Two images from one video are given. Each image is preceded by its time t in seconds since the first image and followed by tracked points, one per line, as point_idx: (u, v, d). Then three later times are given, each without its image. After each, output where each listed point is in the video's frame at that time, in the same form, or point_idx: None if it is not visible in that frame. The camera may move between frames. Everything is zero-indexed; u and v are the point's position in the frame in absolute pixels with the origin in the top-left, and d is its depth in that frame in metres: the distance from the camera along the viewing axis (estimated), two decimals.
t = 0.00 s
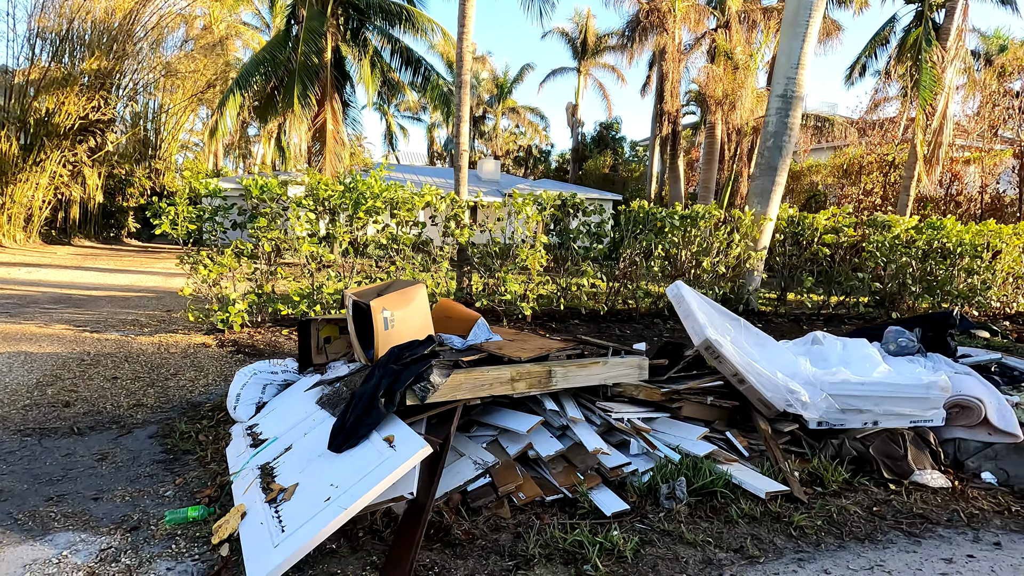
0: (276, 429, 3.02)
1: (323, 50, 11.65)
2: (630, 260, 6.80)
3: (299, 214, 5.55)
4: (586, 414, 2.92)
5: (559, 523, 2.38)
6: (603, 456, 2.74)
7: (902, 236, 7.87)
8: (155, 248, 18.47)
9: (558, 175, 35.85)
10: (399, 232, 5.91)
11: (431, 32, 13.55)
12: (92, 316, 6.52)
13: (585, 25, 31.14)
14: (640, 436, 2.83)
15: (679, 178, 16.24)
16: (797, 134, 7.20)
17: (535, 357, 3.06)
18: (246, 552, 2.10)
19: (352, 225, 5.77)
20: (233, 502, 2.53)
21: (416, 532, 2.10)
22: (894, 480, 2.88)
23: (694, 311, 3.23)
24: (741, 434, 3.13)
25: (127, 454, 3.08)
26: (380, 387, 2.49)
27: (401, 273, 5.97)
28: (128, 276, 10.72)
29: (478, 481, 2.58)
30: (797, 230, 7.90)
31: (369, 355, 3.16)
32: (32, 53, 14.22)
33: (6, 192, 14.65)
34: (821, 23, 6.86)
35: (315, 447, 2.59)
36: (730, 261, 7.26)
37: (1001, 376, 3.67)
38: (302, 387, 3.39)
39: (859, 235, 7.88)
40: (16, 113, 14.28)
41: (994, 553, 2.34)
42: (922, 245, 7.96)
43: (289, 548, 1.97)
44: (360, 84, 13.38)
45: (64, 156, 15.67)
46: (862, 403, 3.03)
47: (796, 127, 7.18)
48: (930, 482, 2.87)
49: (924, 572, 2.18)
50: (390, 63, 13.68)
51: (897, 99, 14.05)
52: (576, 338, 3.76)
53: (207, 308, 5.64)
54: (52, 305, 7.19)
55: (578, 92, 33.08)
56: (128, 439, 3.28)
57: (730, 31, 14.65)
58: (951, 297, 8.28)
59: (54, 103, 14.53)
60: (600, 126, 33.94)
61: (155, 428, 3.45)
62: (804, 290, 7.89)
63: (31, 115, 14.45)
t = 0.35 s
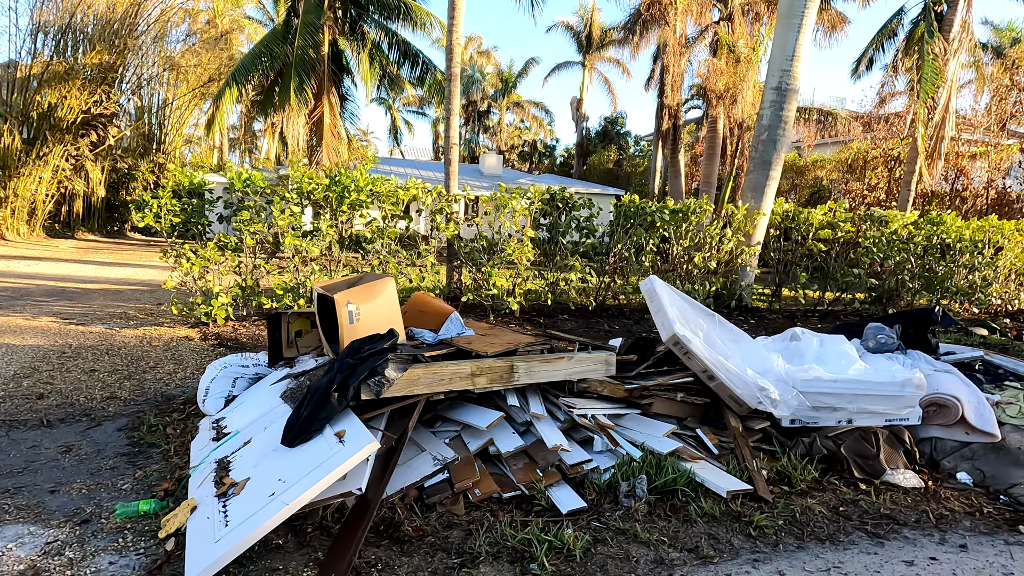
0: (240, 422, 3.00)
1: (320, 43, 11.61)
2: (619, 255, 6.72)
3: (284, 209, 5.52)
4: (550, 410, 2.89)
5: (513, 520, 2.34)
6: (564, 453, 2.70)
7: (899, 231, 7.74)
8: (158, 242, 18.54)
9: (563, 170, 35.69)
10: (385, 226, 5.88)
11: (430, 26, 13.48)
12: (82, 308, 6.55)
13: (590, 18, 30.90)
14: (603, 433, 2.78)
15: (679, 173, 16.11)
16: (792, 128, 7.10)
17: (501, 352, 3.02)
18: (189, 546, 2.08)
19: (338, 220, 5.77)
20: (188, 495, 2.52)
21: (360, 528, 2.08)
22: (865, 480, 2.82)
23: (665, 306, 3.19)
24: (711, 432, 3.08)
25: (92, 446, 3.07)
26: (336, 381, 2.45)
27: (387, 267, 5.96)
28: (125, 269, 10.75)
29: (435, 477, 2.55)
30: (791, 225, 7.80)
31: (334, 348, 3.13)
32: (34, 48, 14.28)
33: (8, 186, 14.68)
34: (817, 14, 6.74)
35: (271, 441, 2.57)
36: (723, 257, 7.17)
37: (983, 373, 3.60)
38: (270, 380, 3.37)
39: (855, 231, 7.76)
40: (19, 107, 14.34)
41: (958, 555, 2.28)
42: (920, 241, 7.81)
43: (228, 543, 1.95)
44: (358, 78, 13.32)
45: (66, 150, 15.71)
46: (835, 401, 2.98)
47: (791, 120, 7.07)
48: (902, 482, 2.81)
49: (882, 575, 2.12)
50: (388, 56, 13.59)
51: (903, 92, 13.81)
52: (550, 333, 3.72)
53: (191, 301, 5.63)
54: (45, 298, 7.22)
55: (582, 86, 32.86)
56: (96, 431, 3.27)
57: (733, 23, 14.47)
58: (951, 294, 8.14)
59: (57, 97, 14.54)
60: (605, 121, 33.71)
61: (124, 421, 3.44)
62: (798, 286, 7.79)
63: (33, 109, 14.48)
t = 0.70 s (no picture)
0: (204, 417, 3.00)
1: (317, 38, 11.59)
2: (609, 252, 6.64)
3: (268, 203, 5.49)
4: (514, 408, 2.86)
5: (465, 518, 2.32)
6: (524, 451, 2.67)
7: (896, 228, 7.63)
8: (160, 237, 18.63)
9: (567, 166, 35.53)
10: (369, 222, 5.85)
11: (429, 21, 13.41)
12: (73, 302, 6.59)
13: (594, 13, 30.68)
14: (566, 432, 2.75)
15: (680, 169, 15.98)
16: (785, 124, 7.01)
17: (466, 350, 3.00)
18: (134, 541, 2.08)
19: (323, 215, 5.75)
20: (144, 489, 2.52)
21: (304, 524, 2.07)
22: (831, 481, 2.77)
23: (633, 302, 3.15)
24: (679, 431, 3.04)
25: (59, 440, 3.08)
26: (291, 376, 2.43)
27: (372, 263, 5.93)
28: (123, 264, 10.81)
29: (391, 474, 2.54)
30: (785, 222, 7.72)
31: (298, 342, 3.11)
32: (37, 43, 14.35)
33: (12, 181, 14.71)
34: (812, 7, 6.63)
35: (227, 437, 2.56)
36: (714, 254, 7.08)
37: (962, 374, 3.51)
38: (239, 375, 3.36)
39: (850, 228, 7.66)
40: (22, 102, 14.42)
41: (917, 560, 2.24)
42: (916, 238, 7.70)
43: (168, 540, 1.95)
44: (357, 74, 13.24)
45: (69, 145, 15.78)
46: (804, 401, 2.93)
47: (785, 116, 6.98)
48: (869, 484, 2.76)
49: None
50: (388, 51, 13.53)
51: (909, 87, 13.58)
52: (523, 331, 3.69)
53: (175, 296, 5.64)
54: (39, 292, 7.27)
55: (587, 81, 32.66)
56: (65, 425, 3.28)
57: (736, 17, 14.29)
58: (948, 293, 8.02)
59: (59, 93, 14.53)
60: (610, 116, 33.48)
61: (95, 415, 3.45)
62: (792, 284, 7.72)
63: (37, 104, 14.54)
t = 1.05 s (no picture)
0: (172, 405, 3.03)
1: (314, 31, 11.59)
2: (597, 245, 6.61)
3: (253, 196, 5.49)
4: (477, 397, 2.86)
5: (418, 506, 2.34)
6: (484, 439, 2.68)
7: (891, 222, 7.54)
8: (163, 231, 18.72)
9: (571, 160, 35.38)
10: (355, 214, 5.86)
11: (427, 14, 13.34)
12: (65, 294, 6.64)
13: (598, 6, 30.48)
14: (526, 421, 2.76)
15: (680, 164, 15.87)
16: (777, 117, 6.95)
17: (432, 340, 3.02)
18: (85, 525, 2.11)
19: (309, 207, 5.76)
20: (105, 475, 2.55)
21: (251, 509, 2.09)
22: (794, 473, 2.77)
23: (599, 291, 3.16)
24: (644, 422, 3.04)
25: (32, 427, 3.12)
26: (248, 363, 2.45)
27: (357, 255, 5.94)
28: (121, 257, 10.88)
29: (350, 462, 2.55)
30: (778, 215, 7.66)
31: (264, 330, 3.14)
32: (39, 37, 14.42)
33: (15, 174, 14.75)
34: None
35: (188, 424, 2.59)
36: (704, 247, 7.04)
37: (937, 367, 3.51)
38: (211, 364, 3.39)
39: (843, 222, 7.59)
40: (25, 96, 14.48)
41: (869, 550, 2.23)
42: (911, 232, 7.60)
43: (114, 523, 1.97)
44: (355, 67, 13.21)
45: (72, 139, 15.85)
46: (770, 393, 2.92)
47: (776, 108, 6.92)
48: (832, 475, 2.75)
49: (781, 568, 2.08)
50: (386, 44, 13.48)
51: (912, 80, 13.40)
52: (495, 322, 3.70)
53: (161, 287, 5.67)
54: (33, 284, 7.33)
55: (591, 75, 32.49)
56: (40, 412, 3.32)
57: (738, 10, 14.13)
58: (943, 288, 7.93)
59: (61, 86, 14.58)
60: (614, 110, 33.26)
61: (71, 403, 3.49)
62: (783, 278, 7.67)
63: (39, 98, 14.60)
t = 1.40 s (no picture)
0: (136, 396, 3.01)
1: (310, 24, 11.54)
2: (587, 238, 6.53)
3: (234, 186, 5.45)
4: (441, 389, 2.81)
5: (370, 500, 2.29)
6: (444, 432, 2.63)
7: (888, 215, 7.40)
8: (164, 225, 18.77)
9: (574, 154, 35.18)
10: (340, 205, 5.81)
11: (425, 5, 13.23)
12: (54, 286, 6.64)
13: None
14: (488, 414, 2.70)
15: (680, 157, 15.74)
16: (771, 108, 6.82)
17: (397, 332, 2.97)
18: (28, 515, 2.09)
19: (292, 198, 5.72)
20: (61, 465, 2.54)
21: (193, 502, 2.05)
22: (761, 469, 2.70)
23: (569, 281, 3.13)
24: (614, 416, 2.98)
25: None
26: (201, 354, 2.41)
27: (342, 248, 5.91)
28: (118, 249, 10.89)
29: (307, 455, 2.52)
30: (771, 208, 7.55)
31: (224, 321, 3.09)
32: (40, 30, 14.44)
33: (16, 167, 14.81)
34: None
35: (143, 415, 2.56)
36: (695, 241, 6.95)
37: (919, 363, 3.42)
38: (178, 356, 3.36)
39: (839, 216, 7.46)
40: (25, 90, 14.51)
41: (829, 550, 2.16)
42: (909, 227, 7.45)
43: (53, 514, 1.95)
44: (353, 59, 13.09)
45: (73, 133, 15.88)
46: (741, 387, 2.87)
47: (771, 99, 6.79)
48: (801, 472, 2.68)
49: (734, 566, 2.02)
50: (384, 36, 13.38)
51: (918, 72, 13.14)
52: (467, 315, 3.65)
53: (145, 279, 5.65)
54: (24, 275, 7.34)
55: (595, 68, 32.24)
56: (8, 403, 3.31)
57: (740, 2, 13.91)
58: (942, 284, 7.78)
59: (61, 79, 14.61)
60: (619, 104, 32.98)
61: (41, 394, 3.48)
62: (777, 273, 7.56)
63: (41, 91, 14.64)
